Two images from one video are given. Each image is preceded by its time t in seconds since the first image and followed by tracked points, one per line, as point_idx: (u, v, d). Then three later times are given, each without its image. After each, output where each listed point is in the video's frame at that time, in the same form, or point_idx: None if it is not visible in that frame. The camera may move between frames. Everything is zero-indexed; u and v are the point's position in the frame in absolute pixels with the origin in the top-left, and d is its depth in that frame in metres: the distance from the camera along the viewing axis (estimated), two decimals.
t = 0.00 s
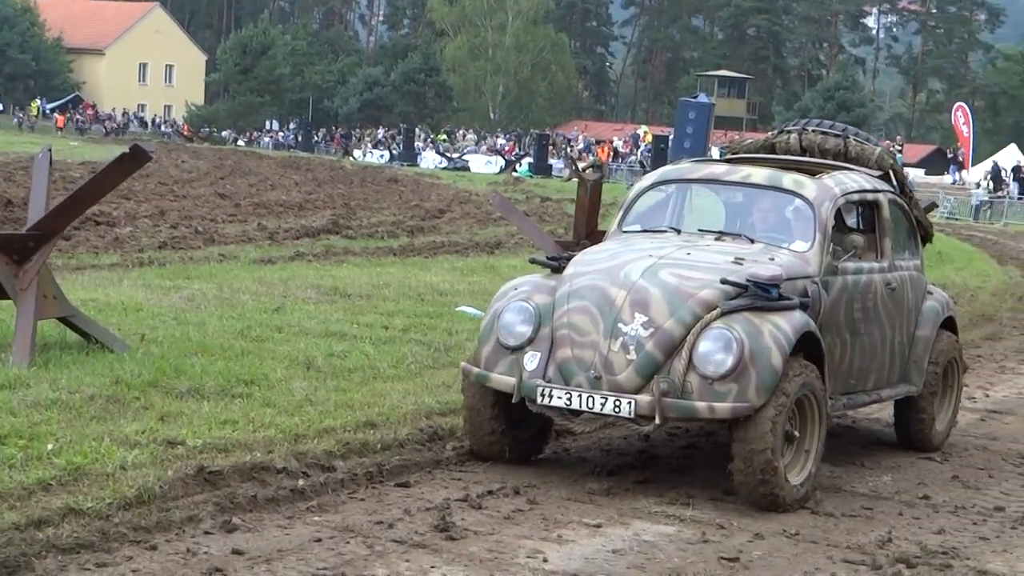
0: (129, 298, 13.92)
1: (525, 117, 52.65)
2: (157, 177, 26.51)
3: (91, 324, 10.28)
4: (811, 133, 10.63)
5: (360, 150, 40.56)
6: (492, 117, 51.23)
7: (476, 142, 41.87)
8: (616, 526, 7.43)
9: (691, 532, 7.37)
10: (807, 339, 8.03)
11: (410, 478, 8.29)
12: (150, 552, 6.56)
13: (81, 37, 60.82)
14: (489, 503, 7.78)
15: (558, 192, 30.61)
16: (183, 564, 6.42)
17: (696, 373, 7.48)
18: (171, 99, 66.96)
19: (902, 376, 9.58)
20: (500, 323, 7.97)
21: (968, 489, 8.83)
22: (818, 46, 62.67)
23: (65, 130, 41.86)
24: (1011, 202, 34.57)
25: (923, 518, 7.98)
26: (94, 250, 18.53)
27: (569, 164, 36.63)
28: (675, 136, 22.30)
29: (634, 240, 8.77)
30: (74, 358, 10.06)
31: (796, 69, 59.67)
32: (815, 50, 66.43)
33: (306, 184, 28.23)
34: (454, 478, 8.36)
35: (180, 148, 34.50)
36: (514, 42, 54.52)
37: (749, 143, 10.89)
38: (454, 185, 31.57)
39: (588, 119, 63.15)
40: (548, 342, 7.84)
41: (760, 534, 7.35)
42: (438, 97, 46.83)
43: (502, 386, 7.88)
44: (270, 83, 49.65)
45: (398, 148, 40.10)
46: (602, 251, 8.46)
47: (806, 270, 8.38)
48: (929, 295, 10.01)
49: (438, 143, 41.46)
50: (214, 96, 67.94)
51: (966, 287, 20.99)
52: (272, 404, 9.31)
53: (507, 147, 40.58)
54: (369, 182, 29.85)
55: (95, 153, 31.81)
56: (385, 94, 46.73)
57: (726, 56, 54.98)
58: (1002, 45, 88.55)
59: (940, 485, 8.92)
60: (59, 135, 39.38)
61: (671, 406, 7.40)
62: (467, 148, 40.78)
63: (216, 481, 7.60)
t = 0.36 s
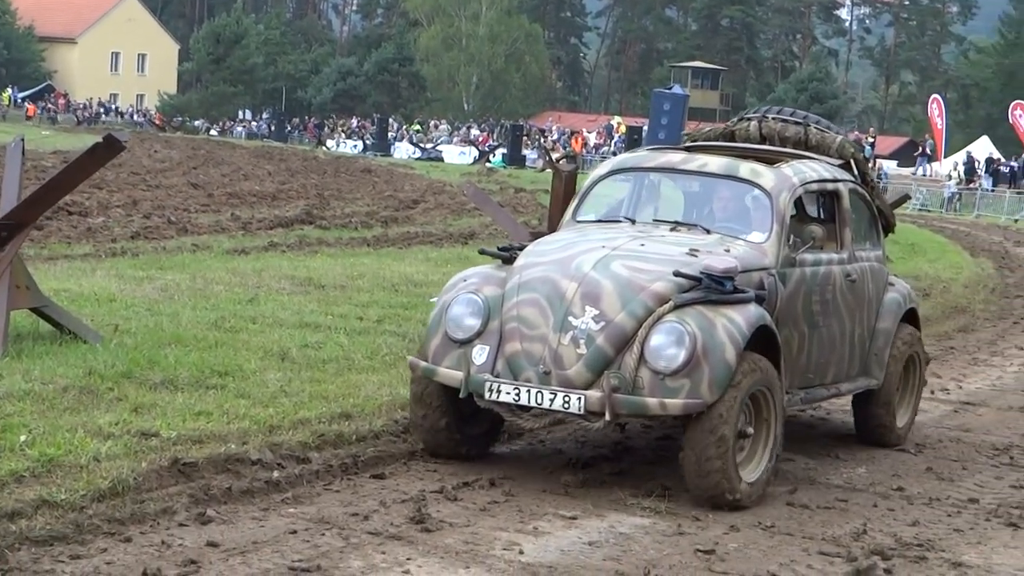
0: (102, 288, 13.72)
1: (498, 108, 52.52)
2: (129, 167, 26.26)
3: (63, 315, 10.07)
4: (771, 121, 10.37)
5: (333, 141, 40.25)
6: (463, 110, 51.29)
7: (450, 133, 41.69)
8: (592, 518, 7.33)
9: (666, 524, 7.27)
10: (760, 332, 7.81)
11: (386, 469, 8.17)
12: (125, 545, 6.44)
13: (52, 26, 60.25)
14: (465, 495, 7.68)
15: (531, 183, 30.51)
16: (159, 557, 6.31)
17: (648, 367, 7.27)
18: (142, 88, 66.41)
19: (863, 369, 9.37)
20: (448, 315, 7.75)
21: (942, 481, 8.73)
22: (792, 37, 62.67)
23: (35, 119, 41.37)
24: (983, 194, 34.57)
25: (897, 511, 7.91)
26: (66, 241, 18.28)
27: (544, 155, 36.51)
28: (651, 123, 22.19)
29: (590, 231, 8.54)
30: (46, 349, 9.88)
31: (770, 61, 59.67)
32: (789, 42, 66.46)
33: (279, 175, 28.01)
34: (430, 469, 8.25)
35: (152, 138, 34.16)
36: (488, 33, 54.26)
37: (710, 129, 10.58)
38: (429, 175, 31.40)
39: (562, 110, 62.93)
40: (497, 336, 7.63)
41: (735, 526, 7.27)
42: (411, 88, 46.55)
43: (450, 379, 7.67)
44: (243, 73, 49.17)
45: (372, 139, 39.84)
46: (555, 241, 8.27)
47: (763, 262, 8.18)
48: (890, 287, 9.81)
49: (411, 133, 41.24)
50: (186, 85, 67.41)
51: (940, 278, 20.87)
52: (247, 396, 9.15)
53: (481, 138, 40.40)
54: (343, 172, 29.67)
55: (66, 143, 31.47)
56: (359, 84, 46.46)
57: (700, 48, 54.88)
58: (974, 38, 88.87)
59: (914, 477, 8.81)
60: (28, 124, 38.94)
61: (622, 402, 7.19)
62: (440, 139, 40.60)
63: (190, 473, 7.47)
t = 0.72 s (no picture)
0: (92, 287, 13.64)
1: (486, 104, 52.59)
2: (117, 165, 26.19)
3: (52, 313, 9.96)
4: (734, 110, 9.65)
5: (321, 138, 40.17)
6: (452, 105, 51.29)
7: (437, 131, 41.76)
8: (584, 517, 7.20)
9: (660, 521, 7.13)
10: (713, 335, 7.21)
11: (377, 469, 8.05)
12: (116, 544, 6.39)
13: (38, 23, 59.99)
14: (457, 495, 7.53)
15: (519, 180, 30.56)
16: (151, 554, 6.27)
17: (590, 374, 6.72)
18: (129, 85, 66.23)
19: (828, 369, 8.82)
20: (383, 317, 7.19)
21: (934, 479, 8.60)
22: (779, 35, 62.83)
23: (23, 116, 41.22)
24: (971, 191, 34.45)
25: (890, 509, 7.81)
26: (54, 239, 18.19)
27: (532, 153, 36.55)
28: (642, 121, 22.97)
29: (537, 226, 7.95)
30: (34, 349, 9.71)
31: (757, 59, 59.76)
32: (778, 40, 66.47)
33: (267, 172, 27.98)
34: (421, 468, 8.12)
35: (140, 135, 34.08)
36: (476, 29, 54.29)
37: (671, 115, 9.90)
38: (417, 173, 31.43)
39: (549, 106, 62.97)
40: (434, 339, 7.06)
41: (728, 523, 7.15)
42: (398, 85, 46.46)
43: (382, 386, 7.10)
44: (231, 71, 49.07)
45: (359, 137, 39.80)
46: (498, 237, 7.68)
47: (716, 262, 7.59)
48: (859, 283, 9.23)
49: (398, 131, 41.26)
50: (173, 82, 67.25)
51: (929, 275, 20.88)
52: (237, 395, 9.05)
53: (469, 135, 40.42)
54: (331, 170, 29.67)
55: (53, 141, 31.36)
56: (346, 82, 46.46)
57: (688, 45, 54.94)
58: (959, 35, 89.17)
59: (906, 475, 8.66)
60: (15, 121, 38.85)
61: (561, 411, 6.64)
62: (428, 136, 40.63)
63: (182, 472, 7.43)
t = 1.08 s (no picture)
0: (146, 303, 13.78)
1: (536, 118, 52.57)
2: (170, 180, 26.43)
3: (108, 330, 10.00)
4: (735, 119, 9.09)
5: (372, 153, 40.25)
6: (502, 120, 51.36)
7: (488, 146, 41.81)
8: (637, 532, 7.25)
9: (714, 537, 7.18)
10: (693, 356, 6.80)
11: (431, 483, 8.11)
12: (172, 559, 6.44)
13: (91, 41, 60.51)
14: (512, 511, 7.56)
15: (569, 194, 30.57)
16: (205, 570, 6.31)
17: (559, 401, 6.34)
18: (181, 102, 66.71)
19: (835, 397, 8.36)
20: (345, 338, 6.86)
21: (991, 494, 8.56)
22: (830, 47, 62.49)
23: (77, 134, 41.57)
24: None
25: (946, 524, 7.78)
26: (108, 255, 18.38)
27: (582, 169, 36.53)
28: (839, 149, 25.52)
29: (516, 242, 7.59)
30: (91, 364, 9.75)
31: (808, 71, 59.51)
32: (829, 52, 66.06)
33: (318, 188, 28.11)
34: (473, 483, 8.17)
35: (193, 152, 34.35)
36: (526, 43, 54.33)
37: (666, 126, 9.22)
38: (468, 188, 31.50)
39: (598, 119, 62.87)
40: (396, 362, 6.71)
41: (781, 539, 7.21)
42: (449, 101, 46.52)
43: (341, 412, 6.75)
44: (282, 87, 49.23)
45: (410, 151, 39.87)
46: (473, 253, 7.34)
47: (705, 279, 7.19)
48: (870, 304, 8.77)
49: (449, 146, 41.31)
50: (224, 98, 67.65)
51: (985, 289, 20.69)
52: (291, 410, 9.16)
53: (519, 150, 40.43)
54: (382, 185, 29.80)
55: (108, 158, 31.62)
56: (396, 97, 46.58)
57: (738, 58, 54.69)
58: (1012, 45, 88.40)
59: (962, 489, 8.63)
60: (71, 138, 39.23)
61: (526, 441, 6.26)
62: (478, 151, 40.69)
63: (237, 488, 7.50)
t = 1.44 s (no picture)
0: (234, 309, 14.21)
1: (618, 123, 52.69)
2: (256, 188, 26.99)
3: (195, 335, 10.37)
4: (746, 120, 8.65)
5: (455, 159, 40.65)
6: (583, 125, 51.51)
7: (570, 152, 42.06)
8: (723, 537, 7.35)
9: (801, 544, 7.31)
10: (670, 370, 6.17)
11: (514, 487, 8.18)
12: (262, 561, 6.57)
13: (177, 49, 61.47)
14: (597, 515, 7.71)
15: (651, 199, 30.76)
16: (295, 574, 6.42)
17: (515, 422, 5.73)
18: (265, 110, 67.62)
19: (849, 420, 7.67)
20: (294, 350, 6.32)
21: None
22: (915, 50, 62.05)
23: (165, 142, 42.40)
24: None
25: None
26: (196, 261, 18.88)
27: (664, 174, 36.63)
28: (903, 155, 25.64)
29: (488, 250, 7.03)
30: (180, 368, 10.07)
31: (892, 74, 59.15)
32: (914, 54, 65.86)
33: (403, 194, 28.59)
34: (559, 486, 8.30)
35: (278, 159, 34.97)
36: (609, 48, 54.49)
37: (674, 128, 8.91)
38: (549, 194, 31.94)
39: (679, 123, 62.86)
40: (347, 377, 6.15)
41: (870, 544, 7.33)
42: (532, 107, 46.72)
43: (287, 431, 6.19)
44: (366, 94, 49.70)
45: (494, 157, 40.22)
46: (438, 262, 6.77)
47: (691, 290, 6.59)
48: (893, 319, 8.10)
49: (531, 151, 41.59)
50: (308, 105, 68.48)
51: None
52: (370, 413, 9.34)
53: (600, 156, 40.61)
54: (464, 192, 30.17)
55: (195, 167, 32.20)
56: (480, 103, 46.91)
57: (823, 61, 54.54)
58: None
59: None
60: (161, 146, 40.00)
61: (476, 463, 5.66)
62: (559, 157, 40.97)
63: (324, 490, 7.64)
